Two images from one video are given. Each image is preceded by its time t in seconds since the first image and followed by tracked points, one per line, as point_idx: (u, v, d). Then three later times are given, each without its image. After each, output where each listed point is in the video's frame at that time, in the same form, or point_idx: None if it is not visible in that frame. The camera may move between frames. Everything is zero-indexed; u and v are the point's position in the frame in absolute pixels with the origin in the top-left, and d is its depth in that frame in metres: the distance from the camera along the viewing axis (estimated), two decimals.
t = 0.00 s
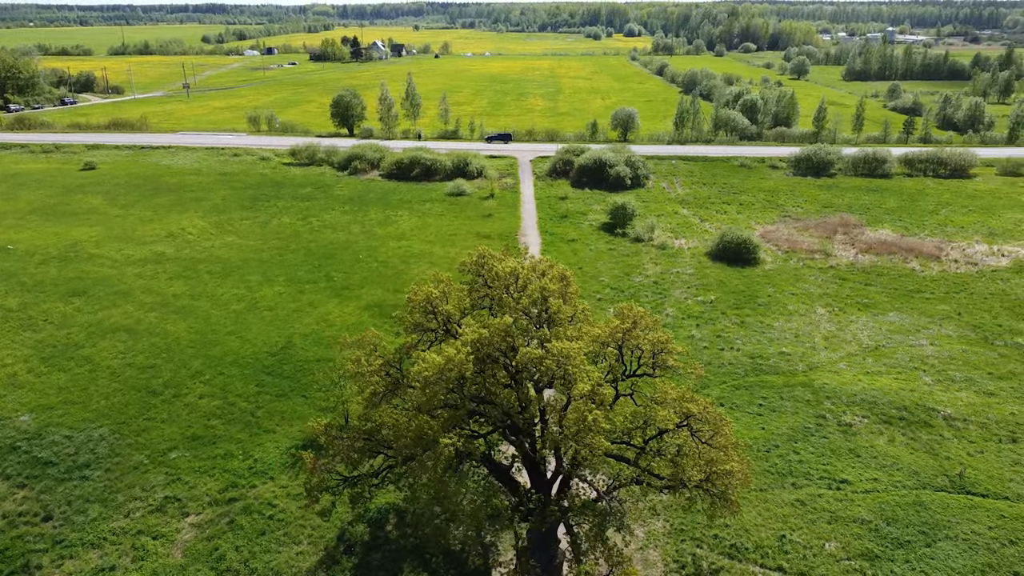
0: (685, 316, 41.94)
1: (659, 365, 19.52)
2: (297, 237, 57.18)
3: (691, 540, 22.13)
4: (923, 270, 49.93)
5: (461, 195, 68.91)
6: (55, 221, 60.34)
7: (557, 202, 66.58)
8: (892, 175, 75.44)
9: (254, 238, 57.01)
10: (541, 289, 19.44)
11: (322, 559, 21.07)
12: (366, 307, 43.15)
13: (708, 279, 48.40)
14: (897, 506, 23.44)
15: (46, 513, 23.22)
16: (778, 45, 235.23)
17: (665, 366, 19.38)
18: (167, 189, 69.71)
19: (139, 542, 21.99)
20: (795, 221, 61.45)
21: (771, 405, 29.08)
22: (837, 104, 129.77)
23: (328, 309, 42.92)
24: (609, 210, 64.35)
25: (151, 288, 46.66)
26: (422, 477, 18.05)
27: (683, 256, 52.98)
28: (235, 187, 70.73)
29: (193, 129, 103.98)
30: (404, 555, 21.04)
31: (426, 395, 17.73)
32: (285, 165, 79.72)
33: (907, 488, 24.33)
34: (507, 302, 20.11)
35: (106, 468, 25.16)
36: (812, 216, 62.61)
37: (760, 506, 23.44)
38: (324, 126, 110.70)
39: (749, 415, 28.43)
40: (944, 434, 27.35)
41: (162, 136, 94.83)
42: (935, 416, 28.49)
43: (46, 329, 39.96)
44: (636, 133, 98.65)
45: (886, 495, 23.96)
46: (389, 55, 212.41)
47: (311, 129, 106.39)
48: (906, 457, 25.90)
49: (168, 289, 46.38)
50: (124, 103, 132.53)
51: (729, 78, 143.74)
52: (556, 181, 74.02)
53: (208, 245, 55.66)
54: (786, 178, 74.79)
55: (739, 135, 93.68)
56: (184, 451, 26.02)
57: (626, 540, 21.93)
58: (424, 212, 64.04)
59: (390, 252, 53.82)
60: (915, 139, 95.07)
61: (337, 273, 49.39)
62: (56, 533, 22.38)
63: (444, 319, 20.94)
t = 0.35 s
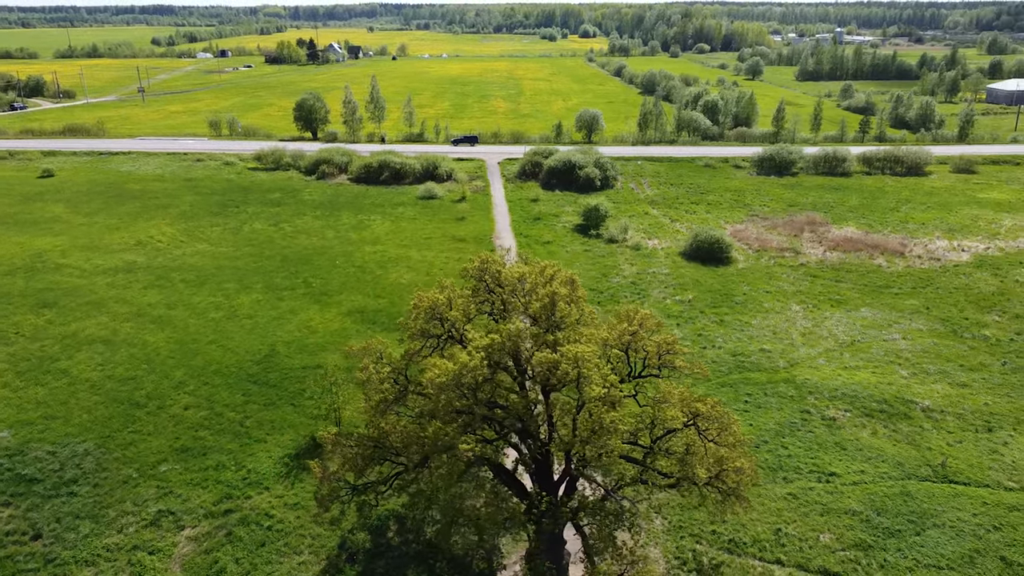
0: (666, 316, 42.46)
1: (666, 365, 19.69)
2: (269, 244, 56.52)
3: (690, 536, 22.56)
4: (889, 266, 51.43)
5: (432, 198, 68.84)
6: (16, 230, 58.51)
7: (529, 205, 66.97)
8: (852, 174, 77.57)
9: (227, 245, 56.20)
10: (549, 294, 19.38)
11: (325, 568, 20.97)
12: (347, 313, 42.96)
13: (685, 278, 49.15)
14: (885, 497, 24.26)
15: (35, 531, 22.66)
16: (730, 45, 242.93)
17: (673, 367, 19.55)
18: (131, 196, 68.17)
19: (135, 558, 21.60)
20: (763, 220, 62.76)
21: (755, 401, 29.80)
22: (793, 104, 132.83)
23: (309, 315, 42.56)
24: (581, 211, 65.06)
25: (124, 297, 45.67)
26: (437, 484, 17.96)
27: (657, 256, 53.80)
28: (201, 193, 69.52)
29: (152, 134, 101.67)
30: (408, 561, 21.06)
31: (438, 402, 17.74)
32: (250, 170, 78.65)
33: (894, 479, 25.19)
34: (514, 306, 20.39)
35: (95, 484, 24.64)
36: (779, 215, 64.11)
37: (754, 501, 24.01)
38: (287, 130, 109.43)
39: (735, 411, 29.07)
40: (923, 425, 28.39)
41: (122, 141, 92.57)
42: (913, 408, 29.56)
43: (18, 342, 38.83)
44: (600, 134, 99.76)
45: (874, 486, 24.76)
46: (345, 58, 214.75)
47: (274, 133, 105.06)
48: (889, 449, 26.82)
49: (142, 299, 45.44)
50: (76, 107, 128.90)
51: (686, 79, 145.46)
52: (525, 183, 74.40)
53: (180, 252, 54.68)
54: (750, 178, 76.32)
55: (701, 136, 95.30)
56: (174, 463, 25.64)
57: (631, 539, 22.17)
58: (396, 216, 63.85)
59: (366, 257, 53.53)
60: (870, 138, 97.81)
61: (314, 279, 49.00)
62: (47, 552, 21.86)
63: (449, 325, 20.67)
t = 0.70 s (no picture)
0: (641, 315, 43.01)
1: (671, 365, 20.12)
2: (239, 250, 55.69)
3: (687, 532, 23.05)
4: (853, 262, 52.92)
5: (400, 202, 68.61)
6: None
7: (498, 207, 67.22)
8: (810, 172, 79.68)
9: (196, 253, 55.20)
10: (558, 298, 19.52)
11: None
12: (327, 319, 42.65)
13: (659, 277, 49.84)
14: (871, 486, 25.15)
15: (23, 551, 22.08)
16: (679, 47, 248.91)
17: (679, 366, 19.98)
18: (91, 205, 66.32)
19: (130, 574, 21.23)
20: (728, 219, 64.03)
21: (739, 397, 30.54)
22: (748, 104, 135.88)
23: (288, 322, 42.15)
24: (551, 213, 65.64)
25: (94, 308, 44.55)
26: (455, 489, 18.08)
27: (629, 256, 54.54)
28: (164, 200, 68.04)
29: (106, 140, 98.88)
30: (412, 566, 21.10)
31: (454, 408, 17.78)
32: (211, 175, 77.26)
33: (878, 468, 26.11)
34: (522, 309, 20.36)
35: (82, 500, 24.10)
36: (743, 213, 65.55)
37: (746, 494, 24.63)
38: (246, 134, 107.68)
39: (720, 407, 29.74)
40: (901, 416, 29.47)
41: (75, 148, 89.85)
42: (891, 399, 30.65)
43: None
44: (562, 136, 100.67)
45: (861, 476, 25.65)
46: (297, 60, 212.63)
47: (232, 138, 103.29)
48: (871, 440, 27.77)
49: (114, 310, 44.38)
50: (19, 113, 124.46)
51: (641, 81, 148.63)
52: (492, 185, 74.59)
53: (148, 261, 53.51)
54: (712, 178, 77.83)
55: (661, 137, 96.80)
56: (163, 477, 25.25)
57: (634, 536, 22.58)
58: (366, 220, 63.50)
59: (339, 262, 53.14)
60: (825, 136, 100.15)
61: (290, 285, 48.50)
62: (37, 572, 21.33)
63: (455, 330, 20.52)
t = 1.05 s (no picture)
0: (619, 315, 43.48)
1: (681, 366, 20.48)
2: (212, 257, 54.84)
3: (686, 528, 23.47)
4: (824, 259, 54.22)
5: (371, 206, 68.27)
6: None
7: (471, 210, 67.40)
8: (773, 171, 81.42)
9: (168, 260, 54.21)
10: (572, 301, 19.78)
11: None
12: (309, 326, 42.30)
13: (635, 277, 50.41)
14: (860, 477, 25.92)
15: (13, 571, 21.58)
16: (636, 48, 253.69)
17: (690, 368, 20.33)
18: (52, 213, 64.53)
19: None
20: (698, 218, 65.03)
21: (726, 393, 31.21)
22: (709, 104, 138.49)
23: (271, 329, 41.72)
24: (524, 215, 66.02)
25: (66, 319, 43.50)
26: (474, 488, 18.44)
27: (605, 257, 55.10)
28: (129, 207, 66.59)
29: (62, 146, 96.20)
30: (416, 571, 21.19)
31: (466, 412, 18.00)
32: (174, 181, 75.85)
33: (864, 460, 26.92)
34: (529, 313, 20.46)
35: (71, 517, 23.62)
36: (713, 213, 66.68)
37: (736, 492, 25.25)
38: (209, 139, 105.91)
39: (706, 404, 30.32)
40: (881, 409, 30.37)
41: (31, 154, 87.27)
42: (871, 392, 31.60)
43: None
44: (528, 138, 101.22)
45: (848, 468, 26.41)
46: (254, 63, 209.86)
47: (194, 143, 101.48)
48: (855, 432, 28.59)
49: (87, 320, 43.40)
50: None
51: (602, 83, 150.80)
52: (463, 188, 74.55)
53: (118, 270, 52.36)
54: (679, 178, 79.04)
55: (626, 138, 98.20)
56: (155, 490, 24.88)
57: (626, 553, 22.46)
58: (339, 225, 63.07)
59: (316, 267, 52.73)
60: (784, 136, 102.51)
61: (266, 292, 48.00)
62: None
63: (460, 335, 20.67)
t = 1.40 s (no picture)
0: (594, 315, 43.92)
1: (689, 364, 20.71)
2: (183, 265, 53.81)
3: (684, 523, 23.93)
4: (791, 255, 55.53)
5: (339, 210, 67.77)
6: None
7: (441, 212, 67.47)
8: (734, 169, 83.10)
9: (138, 269, 53.02)
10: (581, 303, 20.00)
11: None
12: (289, 332, 41.90)
13: (610, 277, 50.94)
14: (847, 468, 26.72)
15: None
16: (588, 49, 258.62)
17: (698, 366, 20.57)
18: (9, 221, 62.42)
19: None
20: (667, 218, 66.01)
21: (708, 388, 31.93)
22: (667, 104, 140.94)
23: (251, 336, 41.19)
24: (495, 216, 66.26)
25: (36, 331, 42.27)
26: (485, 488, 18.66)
27: (579, 257, 55.62)
28: (89, 214, 64.82)
29: (12, 153, 92.98)
30: None
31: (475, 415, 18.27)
32: (134, 186, 74.11)
33: (849, 451, 27.77)
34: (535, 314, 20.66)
35: (61, 534, 23.11)
36: (680, 211, 67.75)
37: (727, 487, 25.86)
38: (167, 144, 103.61)
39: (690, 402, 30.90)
40: (861, 400, 31.34)
41: None
42: (849, 385, 32.59)
43: None
44: (491, 139, 101.42)
45: (835, 459, 27.21)
46: (205, 65, 205.99)
47: (150, 147, 99.23)
48: (838, 424, 29.46)
49: (58, 331, 42.24)
50: None
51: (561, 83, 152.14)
52: (431, 189, 74.42)
53: (85, 279, 50.99)
54: (644, 177, 80.16)
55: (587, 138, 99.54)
56: (146, 503, 24.48)
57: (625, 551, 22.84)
58: (310, 229, 62.47)
59: (290, 272, 52.19)
60: (742, 134, 104.72)
61: (241, 298, 47.36)
62: None
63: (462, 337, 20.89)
